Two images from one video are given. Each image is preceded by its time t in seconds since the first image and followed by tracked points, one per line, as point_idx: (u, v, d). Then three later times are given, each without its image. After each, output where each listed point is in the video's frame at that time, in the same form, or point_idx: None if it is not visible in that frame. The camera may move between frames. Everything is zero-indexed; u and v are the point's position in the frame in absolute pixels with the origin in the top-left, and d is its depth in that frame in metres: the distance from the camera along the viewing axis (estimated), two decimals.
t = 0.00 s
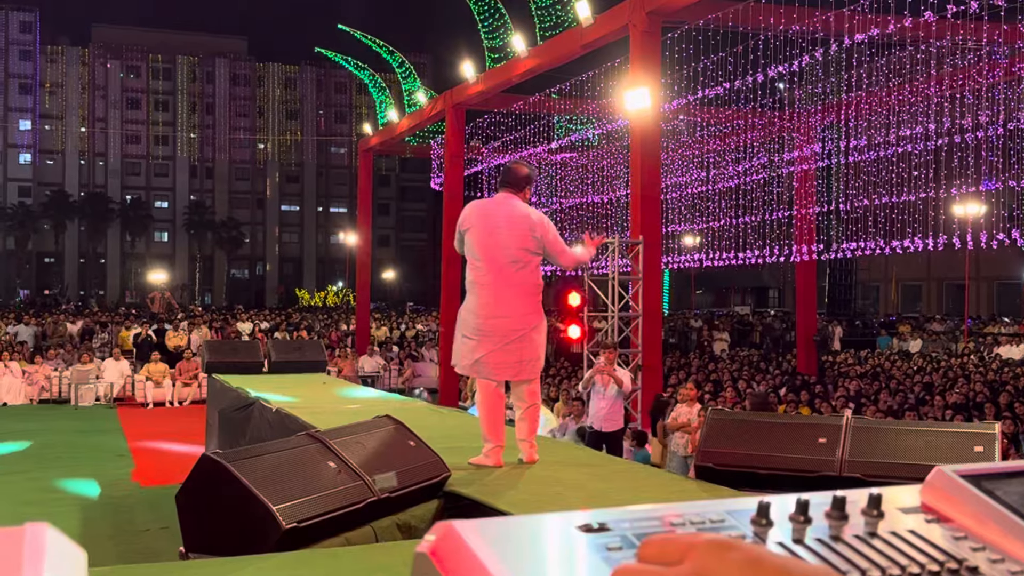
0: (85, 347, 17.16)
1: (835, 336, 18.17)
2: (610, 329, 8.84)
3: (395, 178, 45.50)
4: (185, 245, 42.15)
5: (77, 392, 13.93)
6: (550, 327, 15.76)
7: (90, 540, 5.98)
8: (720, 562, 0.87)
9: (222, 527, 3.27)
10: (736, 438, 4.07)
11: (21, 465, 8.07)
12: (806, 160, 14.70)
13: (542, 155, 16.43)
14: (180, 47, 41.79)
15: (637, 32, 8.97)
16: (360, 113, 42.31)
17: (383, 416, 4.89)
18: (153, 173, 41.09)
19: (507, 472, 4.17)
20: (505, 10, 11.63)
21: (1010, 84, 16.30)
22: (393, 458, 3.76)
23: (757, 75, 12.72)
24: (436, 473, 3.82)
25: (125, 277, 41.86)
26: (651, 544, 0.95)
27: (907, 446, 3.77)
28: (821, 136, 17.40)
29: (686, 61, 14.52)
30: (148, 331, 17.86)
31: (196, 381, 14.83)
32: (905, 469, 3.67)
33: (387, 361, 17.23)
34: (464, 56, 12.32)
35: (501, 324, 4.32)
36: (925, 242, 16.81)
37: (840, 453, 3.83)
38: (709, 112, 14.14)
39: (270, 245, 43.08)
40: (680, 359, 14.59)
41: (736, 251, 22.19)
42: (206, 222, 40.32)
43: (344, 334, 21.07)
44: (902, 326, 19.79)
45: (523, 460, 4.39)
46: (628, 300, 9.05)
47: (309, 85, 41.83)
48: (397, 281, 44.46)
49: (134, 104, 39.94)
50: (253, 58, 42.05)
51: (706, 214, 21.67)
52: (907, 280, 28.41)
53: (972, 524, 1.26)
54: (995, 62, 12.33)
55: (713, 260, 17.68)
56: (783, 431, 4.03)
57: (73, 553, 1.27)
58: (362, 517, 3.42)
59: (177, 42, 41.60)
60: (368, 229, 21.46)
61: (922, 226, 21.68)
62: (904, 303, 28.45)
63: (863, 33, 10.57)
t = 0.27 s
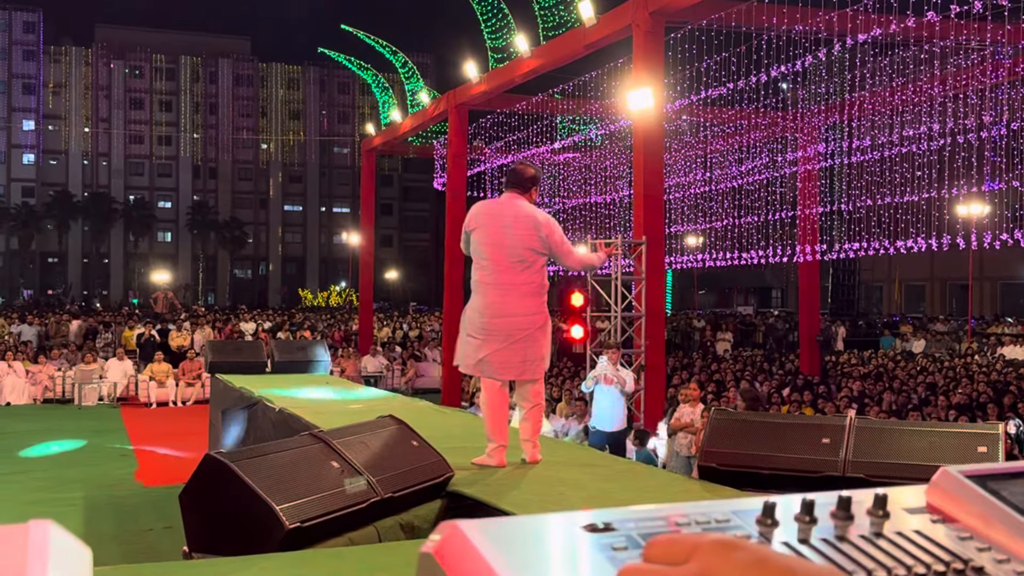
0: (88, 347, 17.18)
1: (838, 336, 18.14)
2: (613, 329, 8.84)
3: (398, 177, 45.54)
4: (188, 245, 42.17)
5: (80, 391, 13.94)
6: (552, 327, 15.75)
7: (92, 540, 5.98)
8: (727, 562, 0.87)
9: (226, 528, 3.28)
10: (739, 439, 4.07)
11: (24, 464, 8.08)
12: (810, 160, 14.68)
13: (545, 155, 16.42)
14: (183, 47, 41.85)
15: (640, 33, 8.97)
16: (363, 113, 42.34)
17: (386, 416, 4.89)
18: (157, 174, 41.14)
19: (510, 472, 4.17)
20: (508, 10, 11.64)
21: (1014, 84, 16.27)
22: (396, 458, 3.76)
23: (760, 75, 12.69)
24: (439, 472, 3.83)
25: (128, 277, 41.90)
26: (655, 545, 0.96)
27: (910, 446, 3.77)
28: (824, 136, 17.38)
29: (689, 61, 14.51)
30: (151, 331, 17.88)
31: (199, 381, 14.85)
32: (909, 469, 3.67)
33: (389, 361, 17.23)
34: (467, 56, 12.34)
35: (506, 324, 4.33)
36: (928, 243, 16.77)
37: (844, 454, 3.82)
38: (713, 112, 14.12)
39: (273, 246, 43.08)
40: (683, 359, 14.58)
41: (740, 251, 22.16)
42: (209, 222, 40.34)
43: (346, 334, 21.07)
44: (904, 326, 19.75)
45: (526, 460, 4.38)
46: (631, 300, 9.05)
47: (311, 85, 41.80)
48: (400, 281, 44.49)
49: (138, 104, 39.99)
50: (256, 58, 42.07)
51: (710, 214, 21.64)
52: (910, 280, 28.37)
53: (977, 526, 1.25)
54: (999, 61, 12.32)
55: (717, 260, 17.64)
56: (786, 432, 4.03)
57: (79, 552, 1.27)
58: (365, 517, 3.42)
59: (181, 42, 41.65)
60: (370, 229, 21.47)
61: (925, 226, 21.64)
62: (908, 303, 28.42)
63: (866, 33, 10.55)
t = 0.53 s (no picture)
0: (90, 347, 17.21)
1: (840, 336, 18.15)
2: (615, 329, 8.84)
3: (401, 178, 45.59)
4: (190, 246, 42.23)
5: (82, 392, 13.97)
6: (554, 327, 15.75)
7: (95, 540, 5.99)
8: (732, 561, 0.87)
9: (228, 528, 3.28)
10: (743, 440, 4.06)
11: (27, 464, 8.09)
12: (811, 160, 14.68)
13: (547, 155, 16.40)
14: (186, 48, 41.94)
15: (642, 33, 8.98)
16: (365, 113, 42.39)
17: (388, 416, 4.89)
18: (159, 174, 41.22)
19: (512, 471, 4.17)
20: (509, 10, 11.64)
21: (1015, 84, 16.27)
22: (398, 458, 3.76)
23: (762, 75, 12.69)
24: (442, 472, 3.83)
25: (130, 277, 41.95)
26: (660, 542, 0.96)
27: (914, 446, 3.77)
28: (826, 136, 17.38)
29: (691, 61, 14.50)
30: (154, 331, 17.91)
31: (201, 382, 14.87)
32: (913, 469, 3.67)
33: (391, 361, 17.25)
34: (468, 56, 12.34)
35: (510, 323, 4.32)
36: (931, 242, 16.76)
37: (846, 454, 3.82)
38: (715, 112, 14.14)
39: (275, 246, 43.11)
40: (685, 359, 14.60)
41: (742, 251, 22.17)
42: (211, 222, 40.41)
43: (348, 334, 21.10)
44: (907, 326, 19.75)
45: (528, 461, 4.38)
46: (633, 300, 9.05)
47: (313, 85, 41.78)
48: (402, 282, 44.55)
49: (140, 105, 40.04)
50: (259, 58, 42.08)
51: (712, 214, 21.65)
52: (913, 281, 28.36)
53: (979, 522, 1.26)
54: (1000, 61, 12.30)
55: (719, 261, 17.65)
56: (789, 432, 4.03)
57: (85, 550, 1.28)
58: (368, 517, 3.42)
59: (183, 43, 41.73)
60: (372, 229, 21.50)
61: (927, 226, 21.64)
62: (910, 303, 28.41)
63: (867, 32, 10.55)
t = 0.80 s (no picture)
0: (90, 348, 17.20)
1: (840, 336, 18.15)
2: (615, 328, 8.83)
3: (400, 178, 45.56)
4: (190, 246, 42.20)
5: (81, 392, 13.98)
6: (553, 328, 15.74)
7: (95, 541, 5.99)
8: (733, 561, 0.87)
9: (228, 528, 3.28)
10: (744, 439, 4.06)
11: (27, 465, 8.10)
12: (811, 159, 14.66)
13: (546, 155, 16.39)
14: (185, 48, 41.93)
15: (641, 32, 8.98)
16: (364, 113, 42.38)
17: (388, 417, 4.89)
18: (158, 174, 41.20)
19: (512, 471, 4.18)
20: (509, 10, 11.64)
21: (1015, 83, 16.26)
22: (397, 458, 3.76)
23: (761, 74, 12.66)
24: (442, 472, 3.83)
25: (130, 278, 41.92)
26: (660, 542, 0.96)
27: (914, 446, 3.77)
28: (825, 136, 17.37)
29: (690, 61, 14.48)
30: (153, 332, 17.90)
31: (201, 382, 14.87)
32: (913, 468, 3.67)
33: (391, 361, 17.25)
34: (468, 56, 12.34)
35: (511, 323, 4.32)
36: (930, 242, 16.75)
37: (846, 453, 3.82)
38: (715, 111, 14.13)
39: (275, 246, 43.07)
40: (685, 359, 14.58)
41: (741, 251, 22.15)
42: (210, 222, 40.39)
43: (348, 335, 21.09)
44: (906, 325, 19.74)
45: (528, 460, 4.38)
46: (632, 300, 9.05)
47: (313, 85, 41.75)
48: (402, 282, 44.56)
49: (139, 105, 40.01)
50: (258, 59, 42.06)
51: (712, 214, 21.62)
52: (912, 280, 28.34)
53: (978, 522, 1.26)
54: (999, 60, 12.31)
55: (719, 260, 17.63)
56: (788, 432, 4.03)
57: (85, 550, 1.28)
58: (368, 517, 3.42)
59: (182, 43, 41.71)
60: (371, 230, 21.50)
61: (926, 226, 21.64)
62: (909, 303, 28.42)
63: (866, 32, 10.53)
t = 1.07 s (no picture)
0: (86, 348, 17.18)
1: (836, 335, 18.21)
2: (612, 328, 8.83)
3: (397, 177, 45.50)
4: (186, 246, 42.17)
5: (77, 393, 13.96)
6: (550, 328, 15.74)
7: (91, 542, 5.97)
8: (726, 564, 0.88)
9: (225, 528, 3.28)
10: (741, 439, 4.06)
11: (23, 466, 8.07)
12: (806, 159, 14.67)
13: (543, 154, 16.38)
14: (181, 49, 41.88)
15: (637, 32, 8.99)
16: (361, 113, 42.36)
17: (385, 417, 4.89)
18: (154, 175, 41.16)
19: (508, 471, 4.18)
20: (505, 10, 11.64)
21: (1010, 83, 16.31)
22: (394, 457, 3.76)
23: (757, 74, 12.67)
24: (439, 473, 3.83)
25: (126, 278, 41.90)
26: (656, 544, 0.97)
27: (912, 445, 3.77)
28: (821, 135, 17.41)
29: (686, 60, 14.47)
30: (150, 332, 17.88)
31: (197, 383, 14.85)
32: (911, 467, 3.67)
33: (388, 361, 17.24)
34: (464, 56, 12.33)
35: (509, 322, 4.32)
36: (927, 241, 16.78)
37: (843, 453, 3.82)
38: (711, 111, 14.15)
39: (271, 246, 43.05)
40: (682, 358, 14.60)
41: (737, 251, 22.21)
42: (206, 222, 40.38)
43: (345, 335, 21.09)
44: (902, 324, 19.75)
45: (525, 460, 4.39)
46: (629, 300, 9.06)
47: (309, 85, 41.70)
48: (399, 282, 44.59)
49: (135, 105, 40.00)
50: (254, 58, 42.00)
51: (708, 214, 21.63)
52: (908, 279, 28.42)
53: (975, 525, 1.26)
54: (995, 59, 12.32)
55: (716, 261, 17.66)
56: (784, 431, 4.04)
57: (78, 553, 1.28)
58: (365, 517, 3.42)
59: (178, 43, 41.66)
60: (368, 230, 21.51)
61: (922, 225, 21.66)
62: (906, 301, 28.46)
63: (862, 32, 10.55)
